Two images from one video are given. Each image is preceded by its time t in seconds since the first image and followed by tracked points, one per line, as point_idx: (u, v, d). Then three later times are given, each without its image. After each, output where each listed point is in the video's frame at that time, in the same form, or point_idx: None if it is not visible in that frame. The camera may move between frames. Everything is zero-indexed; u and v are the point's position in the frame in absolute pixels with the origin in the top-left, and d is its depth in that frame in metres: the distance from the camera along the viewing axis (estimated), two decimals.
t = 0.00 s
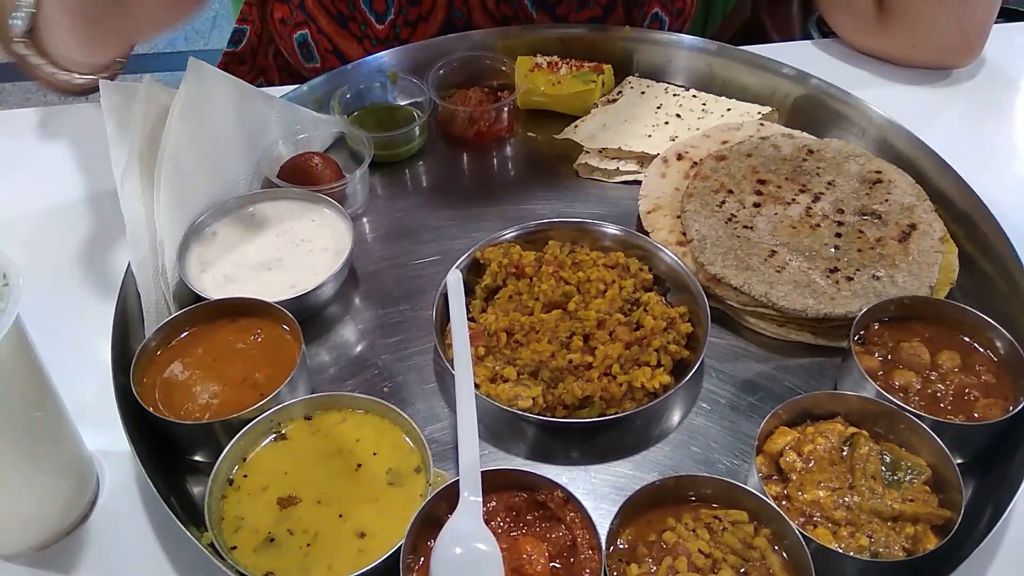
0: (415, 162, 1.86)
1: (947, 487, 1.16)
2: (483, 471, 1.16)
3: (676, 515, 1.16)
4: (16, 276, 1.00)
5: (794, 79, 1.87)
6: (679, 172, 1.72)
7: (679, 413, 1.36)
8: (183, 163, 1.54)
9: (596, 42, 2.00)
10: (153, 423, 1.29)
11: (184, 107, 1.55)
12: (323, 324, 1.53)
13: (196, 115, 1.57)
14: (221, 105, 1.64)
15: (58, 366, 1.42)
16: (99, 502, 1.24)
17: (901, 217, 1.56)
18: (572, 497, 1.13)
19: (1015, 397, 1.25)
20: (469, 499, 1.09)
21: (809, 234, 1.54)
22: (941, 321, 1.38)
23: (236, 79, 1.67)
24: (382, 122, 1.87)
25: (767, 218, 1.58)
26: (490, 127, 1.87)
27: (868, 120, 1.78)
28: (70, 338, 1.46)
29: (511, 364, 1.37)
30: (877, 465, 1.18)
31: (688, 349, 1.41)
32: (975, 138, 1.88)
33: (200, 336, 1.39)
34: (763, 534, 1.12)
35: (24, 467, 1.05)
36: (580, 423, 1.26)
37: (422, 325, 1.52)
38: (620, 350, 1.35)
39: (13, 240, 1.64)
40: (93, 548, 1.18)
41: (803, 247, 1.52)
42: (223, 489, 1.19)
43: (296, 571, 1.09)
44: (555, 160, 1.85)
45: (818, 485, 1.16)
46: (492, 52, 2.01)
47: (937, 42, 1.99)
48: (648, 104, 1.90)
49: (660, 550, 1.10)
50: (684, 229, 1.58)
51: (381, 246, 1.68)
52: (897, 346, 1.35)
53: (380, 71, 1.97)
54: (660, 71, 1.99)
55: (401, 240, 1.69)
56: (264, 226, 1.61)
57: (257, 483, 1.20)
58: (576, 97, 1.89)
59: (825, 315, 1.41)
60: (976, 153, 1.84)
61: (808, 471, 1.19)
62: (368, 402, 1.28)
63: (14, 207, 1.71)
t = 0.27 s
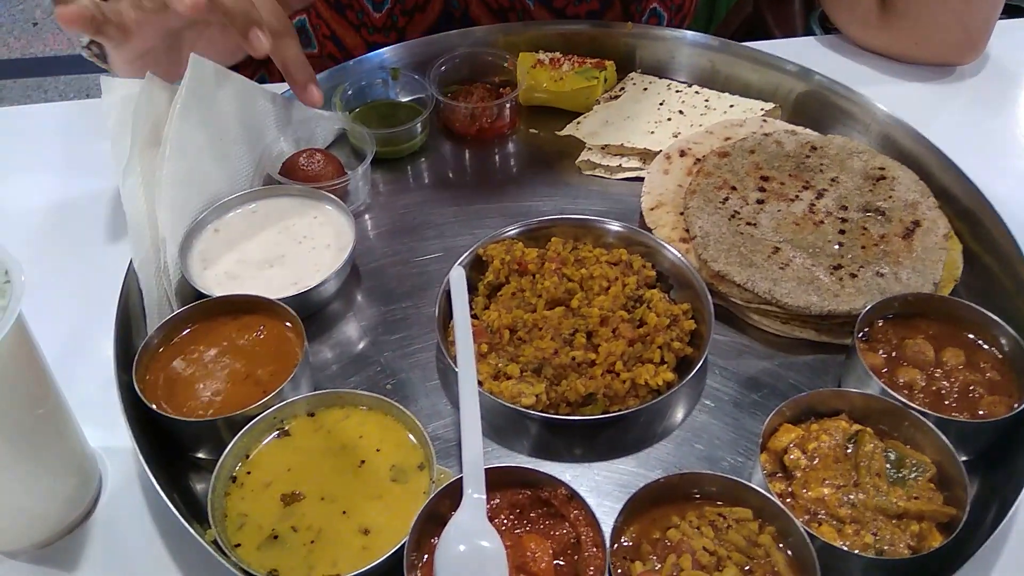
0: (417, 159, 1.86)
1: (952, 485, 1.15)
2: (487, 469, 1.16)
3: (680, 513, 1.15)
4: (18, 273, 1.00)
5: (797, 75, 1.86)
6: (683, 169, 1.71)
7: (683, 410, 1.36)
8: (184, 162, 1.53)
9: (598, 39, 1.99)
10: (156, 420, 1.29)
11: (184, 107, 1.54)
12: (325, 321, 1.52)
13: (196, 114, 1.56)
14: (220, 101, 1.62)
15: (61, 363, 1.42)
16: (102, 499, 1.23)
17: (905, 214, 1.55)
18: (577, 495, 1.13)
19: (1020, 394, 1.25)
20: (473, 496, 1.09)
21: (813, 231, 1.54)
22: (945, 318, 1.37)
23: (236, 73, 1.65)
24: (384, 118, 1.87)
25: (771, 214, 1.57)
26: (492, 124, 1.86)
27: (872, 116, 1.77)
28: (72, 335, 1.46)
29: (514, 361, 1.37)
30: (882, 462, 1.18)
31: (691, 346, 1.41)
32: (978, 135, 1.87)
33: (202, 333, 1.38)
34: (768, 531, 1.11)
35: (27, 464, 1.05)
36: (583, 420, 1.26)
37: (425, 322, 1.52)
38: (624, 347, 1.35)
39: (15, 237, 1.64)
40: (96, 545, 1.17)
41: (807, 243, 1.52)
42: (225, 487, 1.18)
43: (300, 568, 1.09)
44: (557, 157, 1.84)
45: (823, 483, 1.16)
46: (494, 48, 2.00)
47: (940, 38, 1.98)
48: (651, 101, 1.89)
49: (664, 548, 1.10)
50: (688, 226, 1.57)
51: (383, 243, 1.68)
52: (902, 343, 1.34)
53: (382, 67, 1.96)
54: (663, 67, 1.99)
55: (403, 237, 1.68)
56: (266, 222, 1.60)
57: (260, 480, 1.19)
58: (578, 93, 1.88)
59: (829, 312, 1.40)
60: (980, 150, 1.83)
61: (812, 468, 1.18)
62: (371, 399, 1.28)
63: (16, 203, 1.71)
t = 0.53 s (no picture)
0: (419, 153, 1.85)
1: (953, 480, 1.15)
2: (488, 463, 1.16)
3: (681, 508, 1.15)
4: (19, 267, 1.00)
5: (800, 69, 1.85)
6: (685, 163, 1.71)
7: (684, 405, 1.36)
8: (185, 157, 1.52)
9: (600, 33, 1.99)
10: (157, 414, 1.29)
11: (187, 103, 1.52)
12: (327, 315, 1.52)
13: (197, 105, 1.54)
14: (222, 96, 1.61)
15: (63, 357, 1.42)
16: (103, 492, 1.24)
17: (907, 209, 1.55)
18: (577, 489, 1.13)
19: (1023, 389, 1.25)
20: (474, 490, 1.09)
21: (815, 226, 1.53)
22: (946, 313, 1.37)
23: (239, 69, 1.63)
24: (385, 113, 1.86)
25: (773, 209, 1.57)
26: (494, 119, 1.86)
27: (875, 111, 1.76)
28: (74, 329, 1.46)
29: (515, 356, 1.37)
30: (884, 457, 1.18)
31: (693, 341, 1.40)
32: (981, 129, 1.86)
33: (203, 328, 1.38)
34: (769, 526, 1.11)
35: (28, 458, 1.05)
36: (584, 415, 1.26)
37: (426, 317, 1.52)
38: (625, 342, 1.34)
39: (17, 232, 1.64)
40: (98, 538, 1.18)
41: (809, 238, 1.51)
42: (227, 481, 1.18)
43: (301, 562, 1.09)
44: (559, 152, 1.84)
45: (824, 477, 1.16)
46: (496, 42, 1.99)
47: (943, 31, 1.97)
48: (653, 95, 1.89)
49: (665, 542, 1.10)
50: (690, 220, 1.57)
51: (385, 237, 1.67)
52: (904, 339, 1.34)
53: (384, 61, 1.96)
54: (665, 61, 1.98)
55: (405, 231, 1.68)
56: (267, 217, 1.60)
57: (261, 474, 1.20)
58: (580, 87, 1.88)
59: (831, 307, 1.40)
60: (983, 144, 1.82)
61: (813, 463, 1.18)
62: (372, 394, 1.28)
63: (18, 198, 1.71)
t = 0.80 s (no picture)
0: (420, 155, 1.86)
1: (953, 480, 1.15)
2: (489, 464, 1.16)
3: (681, 508, 1.16)
4: (22, 268, 1.00)
5: (800, 71, 1.86)
6: (685, 165, 1.71)
7: (685, 406, 1.36)
8: (187, 159, 1.53)
9: (600, 34, 1.99)
10: (160, 415, 1.30)
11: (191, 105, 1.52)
12: (328, 316, 1.53)
13: (200, 107, 1.55)
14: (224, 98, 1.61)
15: (66, 358, 1.43)
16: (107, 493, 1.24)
17: (907, 210, 1.55)
18: (578, 490, 1.13)
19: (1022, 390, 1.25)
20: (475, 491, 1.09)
21: (815, 227, 1.54)
22: (946, 314, 1.38)
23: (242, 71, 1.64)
24: (386, 115, 1.87)
25: (773, 210, 1.57)
26: (495, 120, 1.87)
27: (875, 112, 1.77)
28: (77, 330, 1.47)
29: (516, 357, 1.37)
30: (883, 458, 1.18)
31: (693, 342, 1.41)
32: (981, 130, 1.87)
33: (206, 329, 1.39)
34: (769, 526, 1.12)
35: (31, 459, 1.06)
36: (585, 416, 1.26)
37: (427, 318, 1.52)
38: (626, 343, 1.35)
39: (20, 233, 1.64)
40: (101, 539, 1.18)
41: (809, 239, 1.52)
42: (229, 482, 1.19)
43: (303, 562, 1.10)
44: (560, 153, 1.85)
45: (824, 478, 1.16)
46: (497, 44, 2.00)
47: (942, 30, 1.98)
48: (653, 97, 1.89)
49: (665, 542, 1.10)
50: (690, 222, 1.57)
51: (386, 238, 1.68)
52: (903, 339, 1.34)
53: (385, 63, 1.96)
54: (665, 63, 1.99)
55: (406, 232, 1.69)
56: (269, 219, 1.61)
57: (263, 475, 1.20)
58: (580, 88, 1.89)
59: (831, 308, 1.40)
60: (983, 145, 1.83)
61: (813, 464, 1.18)
62: (373, 395, 1.28)
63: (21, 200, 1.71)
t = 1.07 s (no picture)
0: (427, 163, 1.87)
1: (960, 486, 1.16)
2: (497, 469, 1.17)
3: (689, 513, 1.16)
4: (37, 275, 1.02)
5: (806, 78, 1.87)
6: (691, 172, 1.72)
7: (691, 412, 1.37)
8: (197, 165, 1.55)
9: (607, 42, 2.01)
10: (170, 420, 1.31)
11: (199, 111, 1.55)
12: (337, 323, 1.54)
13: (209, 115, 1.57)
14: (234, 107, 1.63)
15: (77, 364, 1.44)
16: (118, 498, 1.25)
17: (913, 216, 1.56)
18: (586, 495, 1.14)
19: None
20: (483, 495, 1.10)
21: (821, 233, 1.54)
22: (953, 320, 1.38)
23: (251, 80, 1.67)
24: (394, 123, 1.89)
25: (779, 217, 1.58)
26: (502, 127, 1.87)
27: (881, 118, 1.77)
28: (88, 336, 1.48)
29: (523, 362, 1.38)
30: (890, 463, 1.18)
31: (700, 348, 1.41)
32: (987, 136, 1.87)
33: (215, 335, 1.40)
34: (776, 532, 1.12)
35: (43, 463, 1.07)
36: (592, 421, 1.27)
37: (435, 324, 1.53)
38: (632, 349, 1.36)
39: (32, 240, 1.66)
40: (112, 543, 1.19)
41: (815, 245, 1.52)
42: (239, 486, 1.20)
43: (312, 566, 1.10)
44: (567, 160, 1.86)
45: (831, 483, 1.17)
46: (503, 52, 2.01)
47: (947, 37, 1.98)
48: (659, 104, 1.90)
49: (672, 547, 1.10)
50: (696, 228, 1.58)
51: (394, 245, 1.69)
52: (910, 345, 1.35)
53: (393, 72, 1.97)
54: (671, 71, 2.00)
55: (413, 239, 1.70)
56: (278, 225, 1.62)
57: (272, 480, 1.21)
58: (586, 96, 1.89)
59: (837, 314, 1.41)
60: (989, 151, 1.83)
61: (820, 469, 1.19)
62: (382, 400, 1.29)
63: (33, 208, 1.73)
